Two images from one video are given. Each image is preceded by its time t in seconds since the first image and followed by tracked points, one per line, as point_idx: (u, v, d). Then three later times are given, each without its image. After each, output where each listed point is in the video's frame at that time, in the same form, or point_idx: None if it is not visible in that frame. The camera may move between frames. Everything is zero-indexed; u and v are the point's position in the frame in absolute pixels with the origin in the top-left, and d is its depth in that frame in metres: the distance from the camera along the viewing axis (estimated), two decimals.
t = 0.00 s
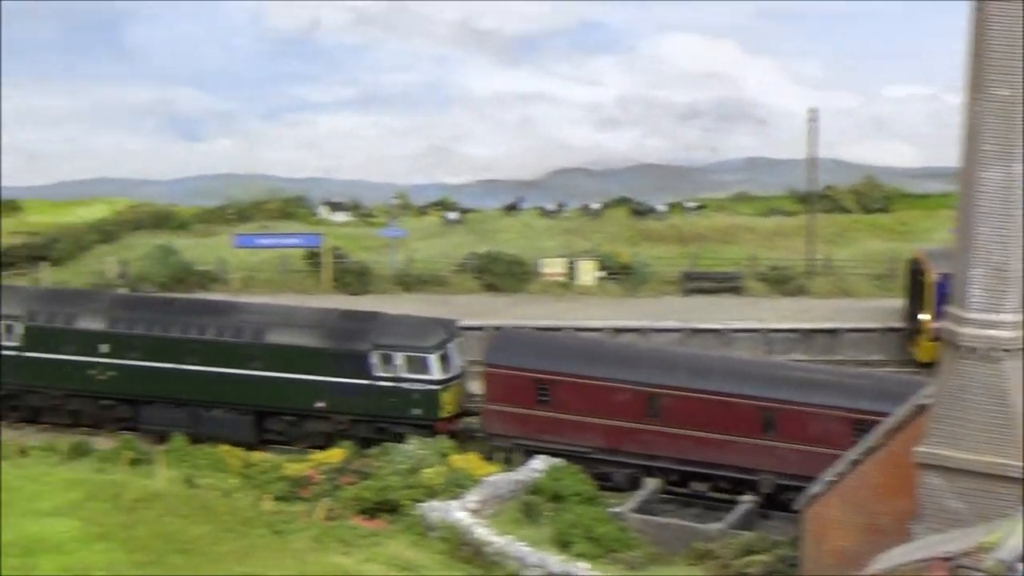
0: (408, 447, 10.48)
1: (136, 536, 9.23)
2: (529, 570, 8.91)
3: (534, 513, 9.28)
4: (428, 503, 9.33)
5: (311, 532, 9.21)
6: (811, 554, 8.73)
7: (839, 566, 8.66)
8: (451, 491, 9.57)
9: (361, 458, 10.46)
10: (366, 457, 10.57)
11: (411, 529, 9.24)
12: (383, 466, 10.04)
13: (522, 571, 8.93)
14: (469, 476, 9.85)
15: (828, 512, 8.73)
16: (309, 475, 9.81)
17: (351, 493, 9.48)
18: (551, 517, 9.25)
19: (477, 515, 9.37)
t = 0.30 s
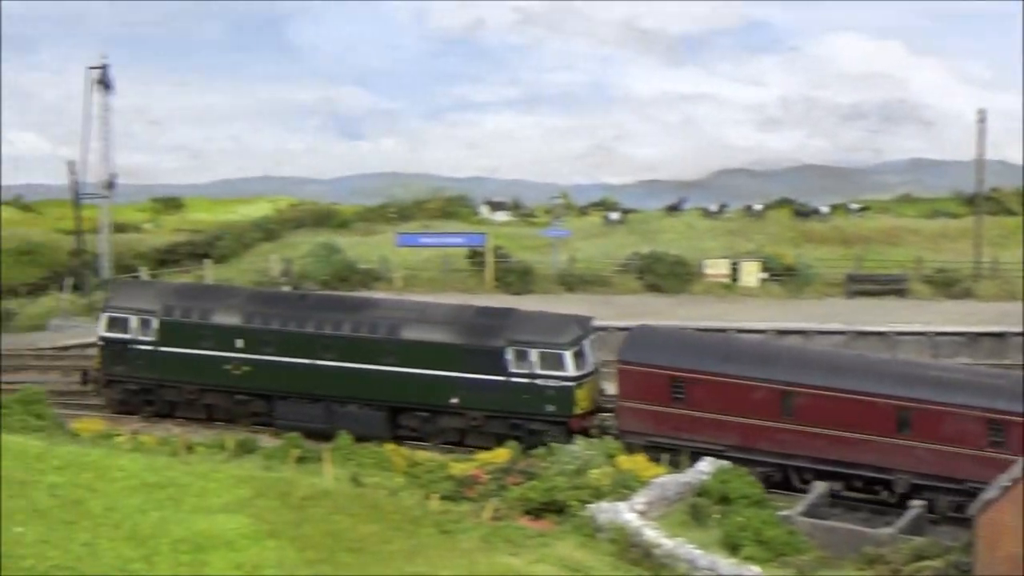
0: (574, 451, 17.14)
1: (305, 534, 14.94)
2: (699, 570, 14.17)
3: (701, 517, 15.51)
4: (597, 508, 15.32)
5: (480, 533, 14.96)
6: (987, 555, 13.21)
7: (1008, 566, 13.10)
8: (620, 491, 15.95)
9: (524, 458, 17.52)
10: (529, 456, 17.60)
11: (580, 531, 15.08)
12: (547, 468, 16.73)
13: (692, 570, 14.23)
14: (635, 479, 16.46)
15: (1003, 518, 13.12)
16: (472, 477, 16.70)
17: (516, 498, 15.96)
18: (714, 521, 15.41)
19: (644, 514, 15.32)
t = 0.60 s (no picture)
0: (701, 454, 19.63)
1: (432, 532, 16.55)
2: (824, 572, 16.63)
3: (826, 521, 18.18)
4: (726, 510, 17.99)
5: (604, 533, 17.25)
6: None
7: None
8: (742, 494, 18.61)
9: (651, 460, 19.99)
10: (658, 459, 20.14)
11: (707, 532, 17.77)
12: (674, 470, 19.30)
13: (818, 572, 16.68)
14: (761, 483, 18.95)
15: None
16: (596, 478, 19.28)
17: (640, 499, 18.61)
18: (838, 524, 18.08)
19: (770, 516, 17.96)
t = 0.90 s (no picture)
0: (785, 456, 19.11)
1: (514, 533, 16.17)
2: None
3: (911, 526, 17.31)
4: (811, 512, 17.39)
5: (688, 536, 16.83)
6: None
7: None
8: (827, 497, 17.92)
9: (735, 463, 19.50)
10: (743, 460, 19.66)
11: (790, 536, 17.13)
12: (759, 472, 18.85)
13: None
14: (845, 486, 18.28)
15: None
16: (680, 480, 18.91)
17: (723, 501, 18.21)
18: (923, 529, 17.17)
19: (854, 520, 17.30)
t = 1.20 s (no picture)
0: (846, 460, 18.53)
1: (573, 536, 15.90)
2: None
3: (972, 531, 17.06)
4: (872, 518, 16.84)
5: (746, 541, 16.54)
6: None
7: None
8: (887, 502, 17.39)
9: (795, 467, 18.99)
10: (801, 464, 19.11)
11: (851, 541, 16.71)
12: (820, 477, 18.31)
13: None
14: (906, 490, 17.70)
15: None
16: (740, 484, 18.39)
17: (783, 505, 17.71)
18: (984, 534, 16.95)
19: (915, 526, 16.86)
